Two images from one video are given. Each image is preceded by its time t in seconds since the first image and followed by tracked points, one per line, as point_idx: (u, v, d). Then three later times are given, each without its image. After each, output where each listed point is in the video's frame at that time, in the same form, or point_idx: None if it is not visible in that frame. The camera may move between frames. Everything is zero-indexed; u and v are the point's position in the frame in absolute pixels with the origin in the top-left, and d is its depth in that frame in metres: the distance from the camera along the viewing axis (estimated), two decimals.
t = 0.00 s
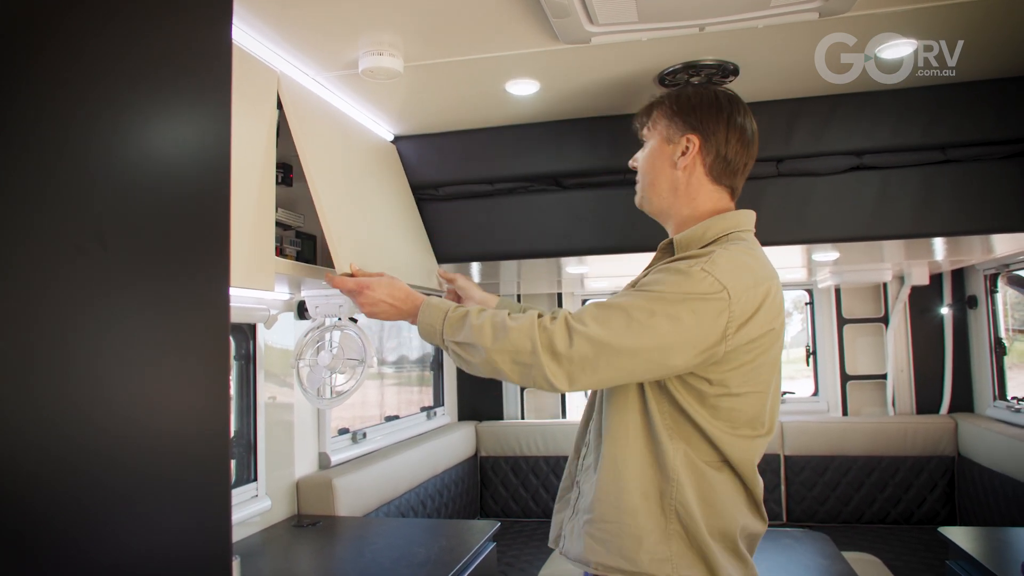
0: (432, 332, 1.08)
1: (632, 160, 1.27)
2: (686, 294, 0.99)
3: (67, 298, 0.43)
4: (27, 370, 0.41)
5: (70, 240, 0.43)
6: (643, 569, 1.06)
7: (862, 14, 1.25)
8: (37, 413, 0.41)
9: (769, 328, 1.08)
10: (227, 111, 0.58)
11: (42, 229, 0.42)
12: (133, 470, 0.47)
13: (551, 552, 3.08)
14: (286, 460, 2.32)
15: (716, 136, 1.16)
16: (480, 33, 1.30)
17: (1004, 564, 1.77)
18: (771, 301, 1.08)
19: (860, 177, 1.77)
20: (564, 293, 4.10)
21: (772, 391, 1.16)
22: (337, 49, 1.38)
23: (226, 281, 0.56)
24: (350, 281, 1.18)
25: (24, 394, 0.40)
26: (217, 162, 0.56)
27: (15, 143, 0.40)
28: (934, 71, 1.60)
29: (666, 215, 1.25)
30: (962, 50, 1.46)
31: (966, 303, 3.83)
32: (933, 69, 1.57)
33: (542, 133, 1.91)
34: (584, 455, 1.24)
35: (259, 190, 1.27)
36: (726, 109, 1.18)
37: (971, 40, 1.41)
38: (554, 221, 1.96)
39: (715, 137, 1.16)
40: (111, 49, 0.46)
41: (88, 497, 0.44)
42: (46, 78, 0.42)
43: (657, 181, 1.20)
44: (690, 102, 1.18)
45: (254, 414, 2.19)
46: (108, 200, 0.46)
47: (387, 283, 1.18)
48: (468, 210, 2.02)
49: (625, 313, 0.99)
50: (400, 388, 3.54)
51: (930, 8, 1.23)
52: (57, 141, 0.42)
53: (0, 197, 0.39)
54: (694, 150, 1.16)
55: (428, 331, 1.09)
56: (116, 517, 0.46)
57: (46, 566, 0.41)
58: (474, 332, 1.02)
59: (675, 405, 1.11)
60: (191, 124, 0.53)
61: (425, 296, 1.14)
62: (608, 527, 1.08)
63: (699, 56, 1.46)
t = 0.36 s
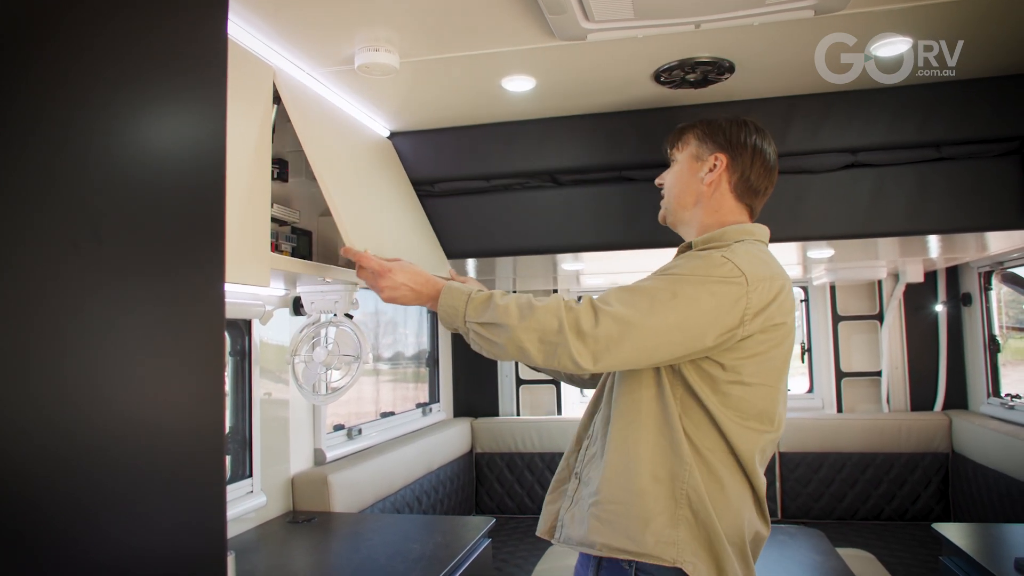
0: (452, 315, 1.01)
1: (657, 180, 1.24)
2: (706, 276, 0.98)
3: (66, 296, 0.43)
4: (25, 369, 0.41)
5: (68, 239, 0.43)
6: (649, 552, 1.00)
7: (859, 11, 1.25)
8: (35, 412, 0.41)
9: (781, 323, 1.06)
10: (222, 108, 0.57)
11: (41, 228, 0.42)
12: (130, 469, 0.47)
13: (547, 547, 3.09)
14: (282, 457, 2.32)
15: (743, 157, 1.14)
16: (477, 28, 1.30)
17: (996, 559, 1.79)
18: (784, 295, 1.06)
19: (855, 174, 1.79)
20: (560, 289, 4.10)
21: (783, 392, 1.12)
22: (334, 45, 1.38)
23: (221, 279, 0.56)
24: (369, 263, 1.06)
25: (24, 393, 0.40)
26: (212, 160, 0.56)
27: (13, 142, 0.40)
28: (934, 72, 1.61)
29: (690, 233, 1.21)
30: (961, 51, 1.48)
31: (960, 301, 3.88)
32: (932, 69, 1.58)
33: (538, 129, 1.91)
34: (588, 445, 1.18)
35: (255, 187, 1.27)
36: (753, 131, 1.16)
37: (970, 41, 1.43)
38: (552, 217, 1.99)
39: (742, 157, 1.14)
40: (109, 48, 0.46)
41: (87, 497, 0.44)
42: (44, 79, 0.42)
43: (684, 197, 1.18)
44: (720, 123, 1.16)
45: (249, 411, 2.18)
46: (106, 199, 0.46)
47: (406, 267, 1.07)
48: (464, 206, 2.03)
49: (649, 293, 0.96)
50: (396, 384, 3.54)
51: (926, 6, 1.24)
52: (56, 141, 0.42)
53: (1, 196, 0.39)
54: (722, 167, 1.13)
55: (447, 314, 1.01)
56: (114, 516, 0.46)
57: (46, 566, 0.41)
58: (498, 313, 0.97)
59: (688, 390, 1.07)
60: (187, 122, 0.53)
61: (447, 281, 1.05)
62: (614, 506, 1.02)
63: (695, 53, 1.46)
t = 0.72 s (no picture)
0: (482, 300, 1.02)
1: (680, 179, 1.22)
2: (735, 293, 0.95)
3: (65, 296, 0.43)
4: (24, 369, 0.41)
5: (67, 239, 0.43)
6: (658, 558, 0.99)
7: (857, 10, 1.25)
8: (34, 410, 0.41)
9: (804, 340, 1.04)
10: (219, 108, 0.57)
11: (41, 228, 0.41)
12: (129, 469, 0.47)
13: (545, 547, 3.10)
14: (279, 456, 2.32)
15: (771, 157, 1.13)
16: (474, 28, 1.30)
17: (994, 558, 1.79)
18: (810, 313, 1.03)
19: (852, 174, 1.78)
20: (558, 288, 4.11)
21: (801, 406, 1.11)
22: (332, 44, 1.38)
23: (217, 279, 0.56)
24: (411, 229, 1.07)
25: (24, 393, 0.40)
26: (210, 160, 0.56)
27: (14, 142, 0.40)
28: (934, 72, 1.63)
29: (714, 235, 1.20)
30: (962, 51, 1.49)
31: (957, 299, 3.89)
32: (932, 70, 1.60)
33: (536, 129, 1.92)
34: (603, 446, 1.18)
35: (252, 186, 1.26)
36: (778, 128, 1.15)
37: (970, 41, 1.44)
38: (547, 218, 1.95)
39: (769, 157, 1.13)
40: (110, 49, 0.46)
41: (85, 496, 0.44)
42: (45, 79, 0.42)
43: (709, 198, 1.17)
44: (747, 122, 1.15)
45: (247, 411, 2.18)
46: (104, 199, 0.46)
47: (446, 243, 1.09)
48: (462, 207, 2.00)
49: (676, 305, 0.95)
50: (394, 384, 3.54)
51: (922, 5, 1.24)
52: (56, 141, 0.42)
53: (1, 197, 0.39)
54: (749, 168, 1.12)
55: (478, 298, 1.03)
56: (113, 515, 0.46)
57: (46, 566, 0.41)
58: (528, 306, 0.97)
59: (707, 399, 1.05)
60: (185, 122, 0.53)
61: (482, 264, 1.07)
62: (626, 511, 1.02)
63: (692, 52, 1.46)
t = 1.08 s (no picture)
0: (500, 271, 0.99)
1: (697, 172, 1.18)
2: (750, 283, 0.92)
3: (63, 297, 0.43)
4: (25, 370, 0.41)
5: (66, 239, 0.43)
6: (671, 554, 0.96)
7: (855, 11, 1.25)
8: (37, 411, 0.41)
9: (819, 335, 1.01)
10: (216, 109, 0.57)
11: (41, 230, 0.42)
12: (128, 470, 0.47)
13: (544, 547, 3.10)
14: (277, 457, 2.31)
15: (792, 155, 1.08)
16: (473, 29, 1.30)
17: (992, 557, 1.79)
18: (824, 308, 1.00)
19: (850, 174, 1.78)
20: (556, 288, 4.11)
21: (814, 401, 1.08)
22: (329, 45, 1.38)
23: (216, 279, 0.56)
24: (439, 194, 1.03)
25: (25, 394, 0.40)
26: (208, 159, 0.56)
27: (14, 144, 0.40)
28: (934, 72, 1.63)
29: (728, 232, 1.15)
30: (961, 51, 1.49)
31: (955, 299, 3.89)
32: (932, 70, 1.60)
33: (534, 130, 1.92)
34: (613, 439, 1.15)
35: (250, 186, 1.26)
36: (801, 127, 1.11)
37: (970, 40, 1.44)
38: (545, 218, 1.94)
39: (791, 156, 1.08)
40: (109, 48, 0.46)
41: (86, 496, 0.44)
42: (45, 79, 0.42)
43: (726, 193, 1.12)
44: (771, 118, 1.10)
45: (244, 412, 2.18)
46: (103, 200, 0.46)
47: (473, 212, 1.04)
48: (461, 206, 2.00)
49: (691, 294, 0.90)
50: (392, 385, 3.54)
51: (920, 5, 1.24)
52: (58, 142, 0.42)
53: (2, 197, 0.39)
54: (769, 165, 1.08)
55: (497, 269, 0.99)
56: (113, 516, 0.46)
57: (47, 567, 0.41)
58: (545, 284, 0.93)
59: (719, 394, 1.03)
60: (183, 122, 0.53)
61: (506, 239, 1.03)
62: (638, 506, 1.00)
63: (689, 53, 1.46)
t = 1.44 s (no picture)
0: (508, 251, 1.00)
1: (699, 170, 1.17)
2: (753, 283, 0.91)
3: (63, 297, 0.43)
4: (26, 370, 0.41)
5: (66, 239, 0.43)
6: (671, 556, 0.96)
7: (854, 12, 1.25)
8: (37, 411, 0.41)
9: (821, 338, 1.00)
10: (217, 110, 0.57)
11: (41, 229, 0.41)
12: (129, 470, 0.47)
13: (544, 549, 3.09)
14: (277, 459, 2.31)
15: (799, 154, 1.08)
16: (472, 30, 1.30)
17: (993, 558, 1.79)
18: (827, 311, 0.99)
19: (849, 175, 1.78)
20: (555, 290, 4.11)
21: (817, 405, 1.07)
22: (329, 46, 1.38)
23: (216, 280, 0.56)
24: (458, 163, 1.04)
25: (25, 394, 0.40)
26: (207, 160, 0.56)
27: (15, 143, 0.40)
28: (934, 72, 1.63)
29: (733, 232, 1.14)
30: (961, 50, 1.49)
31: (954, 299, 3.89)
32: (932, 70, 1.60)
33: (534, 132, 1.93)
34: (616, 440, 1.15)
35: (250, 187, 1.26)
36: (806, 125, 1.11)
37: (970, 40, 1.44)
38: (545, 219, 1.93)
39: (798, 155, 1.08)
40: (110, 49, 0.46)
41: (87, 497, 0.44)
42: (45, 78, 0.42)
43: (731, 191, 1.11)
44: (777, 117, 1.10)
45: (244, 414, 2.17)
46: (103, 199, 0.45)
47: (488, 191, 1.04)
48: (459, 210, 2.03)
49: (695, 289, 0.90)
50: (392, 386, 3.54)
51: (919, 6, 1.25)
52: (58, 142, 0.42)
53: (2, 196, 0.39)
54: (777, 164, 1.08)
55: (505, 248, 1.00)
56: (113, 516, 0.46)
57: (48, 567, 0.41)
58: (550, 268, 0.93)
59: (720, 395, 1.03)
60: (183, 123, 0.53)
61: (516, 220, 1.03)
62: (639, 507, 1.00)
63: (688, 54, 1.47)
